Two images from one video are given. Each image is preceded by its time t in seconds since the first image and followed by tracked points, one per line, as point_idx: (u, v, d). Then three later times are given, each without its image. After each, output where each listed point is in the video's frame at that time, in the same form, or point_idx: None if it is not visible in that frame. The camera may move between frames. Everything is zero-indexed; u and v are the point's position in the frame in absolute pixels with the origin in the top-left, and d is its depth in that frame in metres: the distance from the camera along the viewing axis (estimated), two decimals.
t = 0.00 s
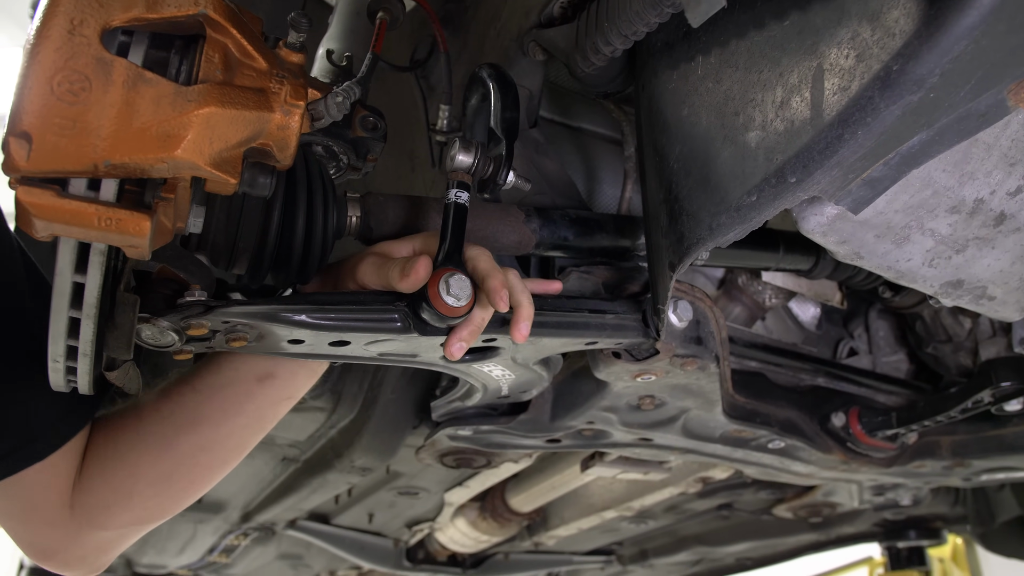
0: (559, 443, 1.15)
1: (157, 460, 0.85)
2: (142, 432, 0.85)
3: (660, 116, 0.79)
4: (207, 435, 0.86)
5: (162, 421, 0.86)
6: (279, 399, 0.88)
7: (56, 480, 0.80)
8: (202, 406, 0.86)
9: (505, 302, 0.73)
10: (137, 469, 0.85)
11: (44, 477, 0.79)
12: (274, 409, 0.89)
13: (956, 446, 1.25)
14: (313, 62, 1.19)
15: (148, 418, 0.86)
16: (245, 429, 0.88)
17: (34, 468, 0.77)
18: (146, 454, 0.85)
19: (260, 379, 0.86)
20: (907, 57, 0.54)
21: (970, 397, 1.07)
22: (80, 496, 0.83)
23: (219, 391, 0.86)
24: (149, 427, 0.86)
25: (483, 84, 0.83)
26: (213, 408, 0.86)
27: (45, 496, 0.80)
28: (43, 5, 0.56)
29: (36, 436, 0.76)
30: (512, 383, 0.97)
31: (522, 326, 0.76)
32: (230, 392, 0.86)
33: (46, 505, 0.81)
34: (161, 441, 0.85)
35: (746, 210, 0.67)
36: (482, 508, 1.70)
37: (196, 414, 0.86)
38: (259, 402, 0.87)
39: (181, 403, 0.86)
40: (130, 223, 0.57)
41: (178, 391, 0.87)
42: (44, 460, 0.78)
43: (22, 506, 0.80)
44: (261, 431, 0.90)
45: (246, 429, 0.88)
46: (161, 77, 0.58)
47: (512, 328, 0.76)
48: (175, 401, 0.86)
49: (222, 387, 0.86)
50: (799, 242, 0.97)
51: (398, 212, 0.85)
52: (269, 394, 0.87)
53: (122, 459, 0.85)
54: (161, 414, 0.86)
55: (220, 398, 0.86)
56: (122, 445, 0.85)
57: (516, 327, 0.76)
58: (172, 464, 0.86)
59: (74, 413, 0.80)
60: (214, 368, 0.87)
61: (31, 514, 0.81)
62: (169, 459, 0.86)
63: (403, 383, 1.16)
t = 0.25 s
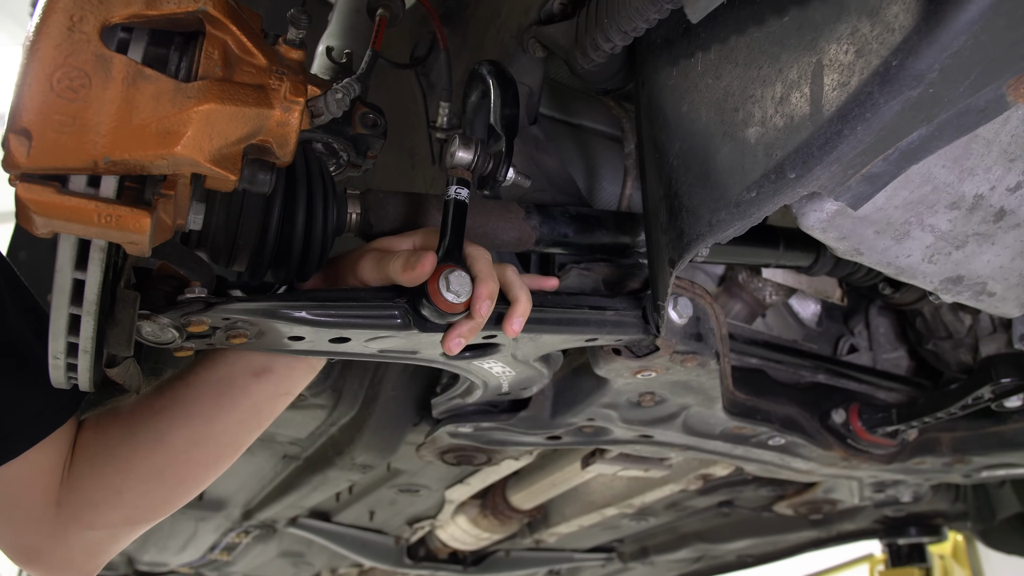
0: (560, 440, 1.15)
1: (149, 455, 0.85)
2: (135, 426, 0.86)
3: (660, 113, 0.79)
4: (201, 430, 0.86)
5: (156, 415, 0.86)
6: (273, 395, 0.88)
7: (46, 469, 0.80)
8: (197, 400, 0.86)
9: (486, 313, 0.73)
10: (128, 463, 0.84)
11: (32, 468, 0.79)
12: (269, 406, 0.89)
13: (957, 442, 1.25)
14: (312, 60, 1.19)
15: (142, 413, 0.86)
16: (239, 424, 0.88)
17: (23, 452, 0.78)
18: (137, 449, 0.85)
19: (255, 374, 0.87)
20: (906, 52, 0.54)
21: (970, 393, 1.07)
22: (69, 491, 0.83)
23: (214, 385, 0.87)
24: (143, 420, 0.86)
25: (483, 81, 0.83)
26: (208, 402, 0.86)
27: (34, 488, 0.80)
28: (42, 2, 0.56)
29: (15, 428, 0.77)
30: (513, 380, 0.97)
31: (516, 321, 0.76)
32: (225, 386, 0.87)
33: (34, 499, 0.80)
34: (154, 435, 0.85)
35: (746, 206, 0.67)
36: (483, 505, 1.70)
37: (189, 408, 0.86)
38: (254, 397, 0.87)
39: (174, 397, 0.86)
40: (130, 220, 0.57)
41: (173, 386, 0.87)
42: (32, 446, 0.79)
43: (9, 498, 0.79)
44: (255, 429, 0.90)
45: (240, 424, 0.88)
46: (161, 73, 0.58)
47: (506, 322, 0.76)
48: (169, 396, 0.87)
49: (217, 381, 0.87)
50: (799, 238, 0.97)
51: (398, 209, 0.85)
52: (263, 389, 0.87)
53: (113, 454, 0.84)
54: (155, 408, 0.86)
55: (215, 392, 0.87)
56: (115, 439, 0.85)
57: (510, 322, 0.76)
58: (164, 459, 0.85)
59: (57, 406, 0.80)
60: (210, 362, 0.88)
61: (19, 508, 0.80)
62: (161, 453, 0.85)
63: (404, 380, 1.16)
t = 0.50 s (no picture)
0: (560, 437, 1.15)
1: (151, 460, 0.85)
2: (136, 432, 0.86)
3: (659, 109, 0.79)
4: (203, 434, 0.86)
5: (157, 420, 0.86)
6: (274, 396, 0.88)
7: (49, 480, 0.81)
8: (198, 404, 0.86)
9: (490, 304, 0.74)
10: (130, 470, 0.84)
11: (34, 479, 0.80)
12: (270, 408, 0.89)
13: (957, 439, 1.25)
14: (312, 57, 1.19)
15: (143, 419, 0.87)
16: (241, 427, 0.88)
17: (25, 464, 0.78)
18: (139, 456, 0.85)
19: (256, 376, 0.87)
20: (905, 48, 0.54)
21: (970, 390, 1.07)
22: (73, 500, 0.83)
23: (214, 389, 0.87)
24: (144, 427, 0.86)
25: (482, 78, 0.83)
26: (208, 406, 0.86)
27: (38, 499, 0.80)
28: None
29: (18, 439, 0.76)
30: (512, 377, 0.97)
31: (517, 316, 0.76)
32: (226, 389, 0.87)
33: (38, 509, 0.80)
34: (155, 440, 0.85)
35: (745, 202, 0.67)
36: (483, 503, 1.70)
37: (190, 412, 0.86)
38: (255, 399, 0.87)
39: (175, 402, 0.87)
40: (129, 217, 0.57)
41: (173, 391, 0.88)
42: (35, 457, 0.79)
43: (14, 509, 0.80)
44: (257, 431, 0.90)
45: (241, 427, 0.88)
46: (159, 71, 0.58)
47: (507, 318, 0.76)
48: (170, 401, 0.87)
49: (217, 385, 0.87)
50: (799, 235, 0.97)
51: (397, 206, 0.85)
52: (264, 391, 0.87)
53: (115, 461, 0.85)
54: (156, 414, 0.87)
55: (215, 396, 0.87)
56: (116, 446, 0.85)
57: (511, 317, 0.76)
58: (167, 464, 0.86)
59: (61, 411, 0.79)
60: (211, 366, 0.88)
61: (23, 518, 0.80)
62: (163, 459, 0.85)
63: (404, 378, 1.17)
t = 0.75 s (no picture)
0: (560, 434, 1.15)
1: (152, 462, 0.85)
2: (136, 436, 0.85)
3: (658, 106, 0.79)
4: (203, 435, 0.87)
5: (156, 422, 0.86)
6: (273, 397, 0.88)
7: (53, 486, 0.80)
8: (198, 405, 0.87)
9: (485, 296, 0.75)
10: (132, 472, 0.84)
11: (40, 485, 0.79)
12: (269, 409, 0.89)
13: (956, 435, 1.25)
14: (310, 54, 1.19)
15: (143, 420, 0.86)
16: (241, 428, 0.88)
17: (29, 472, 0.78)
18: (140, 458, 0.85)
19: (254, 377, 0.87)
20: (903, 44, 0.54)
21: (969, 386, 1.07)
22: (75, 503, 0.83)
23: (213, 390, 0.87)
24: (145, 429, 0.86)
25: (481, 75, 0.83)
26: (207, 407, 0.86)
27: (41, 504, 0.80)
28: None
29: (29, 440, 0.75)
30: (512, 374, 0.97)
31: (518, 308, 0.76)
32: (225, 391, 0.87)
33: (41, 513, 0.80)
34: (156, 443, 0.85)
35: (743, 199, 0.66)
36: (483, 500, 1.70)
37: (190, 413, 0.86)
38: (254, 401, 0.87)
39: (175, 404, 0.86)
40: (128, 214, 0.57)
41: (172, 392, 0.87)
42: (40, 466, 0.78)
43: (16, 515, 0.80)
44: (256, 432, 0.90)
45: (240, 428, 0.88)
46: (158, 67, 0.58)
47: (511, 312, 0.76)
48: (169, 402, 0.87)
49: (216, 387, 0.87)
50: (798, 232, 0.97)
51: (396, 203, 0.85)
52: (262, 393, 0.88)
53: (116, 463, 0.85)
54: (156, 415, 0.86)
55: (214, 397, 0.87)
56: (116, 448, 0.85)
57: (512, 310, 0.76)
58: (167, 466, 0.86)
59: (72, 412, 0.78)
60: (210, 366, 0.88)
61: (26, 523, 0.80)
62: (164, 460, 0.86)
63: (403, 375, 1.17)
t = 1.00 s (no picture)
0: (559, 434, 1.15)
1: (142, 467, 0.85)
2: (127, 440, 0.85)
3: (657, 105, 0.79)
4: (193, 442, 0.86)
5: (148, 427, 0.86)
6: (264, 403, 0.88)
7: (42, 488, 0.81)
8: (190, 411, 0.86)
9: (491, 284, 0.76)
10: (121, 477, 0.84)
11: (28, 488, 0.80)
12: (260, 415, 0.89)
13: (955, 435, 1.25)
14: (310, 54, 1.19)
15: (136, 424, 0.86)
16: (232, 435, 0.88)
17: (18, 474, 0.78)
18: (130, 463, 0.85)
19: (246, 383, 0.87)
20: (903, 43, 0.54)
21: (969, 385, 1.08)
22: (64, 506, 0.83)
23: (206, 394, 0.87)
24: (136, 434, 0.86)
25: (480, 75, 0.83)
26: (199, 413, 0.86)
27: (29, 506, 0.80)
28: None
29: (19, 440, 0.75)
30: (511, 374, 0.97)
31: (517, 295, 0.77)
32: (217, 397, 0.87)
33: (29, 515, 0.81)
34: (147, 448, 0.85)
35: (743, 198, 0.67)
36: (483, 499, 1.71)
37: (182, 419, 0.86)
38: (246, 407, 0.87)
39: (168, 408, 0.86)
40: (128, 214, 0.57)
41: (165, 396, 0.87)
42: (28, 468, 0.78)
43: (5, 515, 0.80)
44: (247, 438, 0.90)
45: (231, 435, 0.88)
46: (157, 67, 0.58)
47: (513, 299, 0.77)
48: (163, 407, 0.87)
49: (209, 392, 0.87)
50: (798, 231, 0.98)
51: (396, 203, 0.85)
52: (254, 399, 0.87)
53: (106, 467, 0.85)
54: (149, 419, 0.86)
55: (206, 403, 0.87)
56: (108, 451, 0.85)
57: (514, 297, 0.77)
58: (157, 472, 0.86)
59: (65, 412, 0.78)
60: (204, 369, 0.88)
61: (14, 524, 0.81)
62: (154, 466, 0.86)
63: (403, 374, 1.17)
